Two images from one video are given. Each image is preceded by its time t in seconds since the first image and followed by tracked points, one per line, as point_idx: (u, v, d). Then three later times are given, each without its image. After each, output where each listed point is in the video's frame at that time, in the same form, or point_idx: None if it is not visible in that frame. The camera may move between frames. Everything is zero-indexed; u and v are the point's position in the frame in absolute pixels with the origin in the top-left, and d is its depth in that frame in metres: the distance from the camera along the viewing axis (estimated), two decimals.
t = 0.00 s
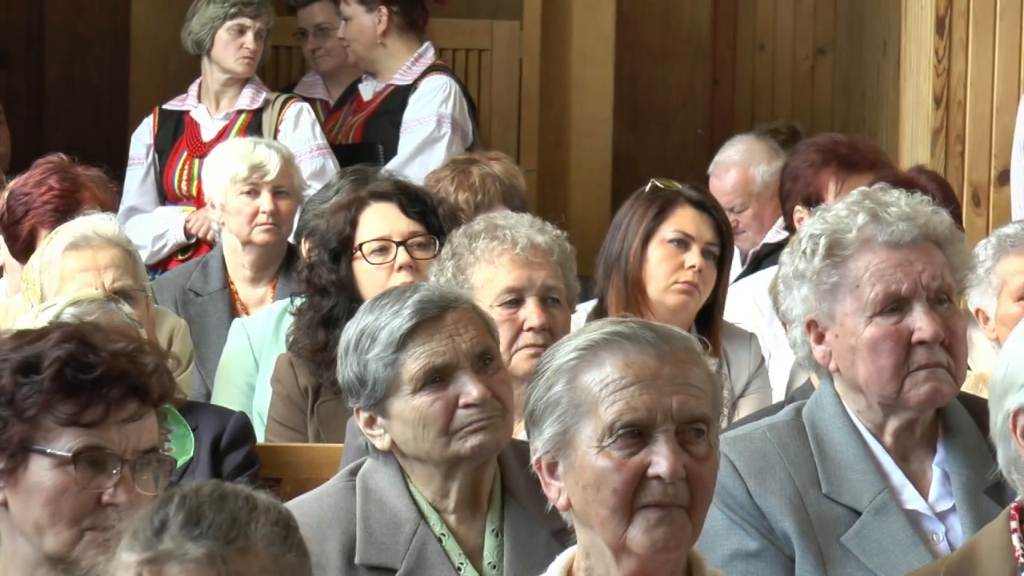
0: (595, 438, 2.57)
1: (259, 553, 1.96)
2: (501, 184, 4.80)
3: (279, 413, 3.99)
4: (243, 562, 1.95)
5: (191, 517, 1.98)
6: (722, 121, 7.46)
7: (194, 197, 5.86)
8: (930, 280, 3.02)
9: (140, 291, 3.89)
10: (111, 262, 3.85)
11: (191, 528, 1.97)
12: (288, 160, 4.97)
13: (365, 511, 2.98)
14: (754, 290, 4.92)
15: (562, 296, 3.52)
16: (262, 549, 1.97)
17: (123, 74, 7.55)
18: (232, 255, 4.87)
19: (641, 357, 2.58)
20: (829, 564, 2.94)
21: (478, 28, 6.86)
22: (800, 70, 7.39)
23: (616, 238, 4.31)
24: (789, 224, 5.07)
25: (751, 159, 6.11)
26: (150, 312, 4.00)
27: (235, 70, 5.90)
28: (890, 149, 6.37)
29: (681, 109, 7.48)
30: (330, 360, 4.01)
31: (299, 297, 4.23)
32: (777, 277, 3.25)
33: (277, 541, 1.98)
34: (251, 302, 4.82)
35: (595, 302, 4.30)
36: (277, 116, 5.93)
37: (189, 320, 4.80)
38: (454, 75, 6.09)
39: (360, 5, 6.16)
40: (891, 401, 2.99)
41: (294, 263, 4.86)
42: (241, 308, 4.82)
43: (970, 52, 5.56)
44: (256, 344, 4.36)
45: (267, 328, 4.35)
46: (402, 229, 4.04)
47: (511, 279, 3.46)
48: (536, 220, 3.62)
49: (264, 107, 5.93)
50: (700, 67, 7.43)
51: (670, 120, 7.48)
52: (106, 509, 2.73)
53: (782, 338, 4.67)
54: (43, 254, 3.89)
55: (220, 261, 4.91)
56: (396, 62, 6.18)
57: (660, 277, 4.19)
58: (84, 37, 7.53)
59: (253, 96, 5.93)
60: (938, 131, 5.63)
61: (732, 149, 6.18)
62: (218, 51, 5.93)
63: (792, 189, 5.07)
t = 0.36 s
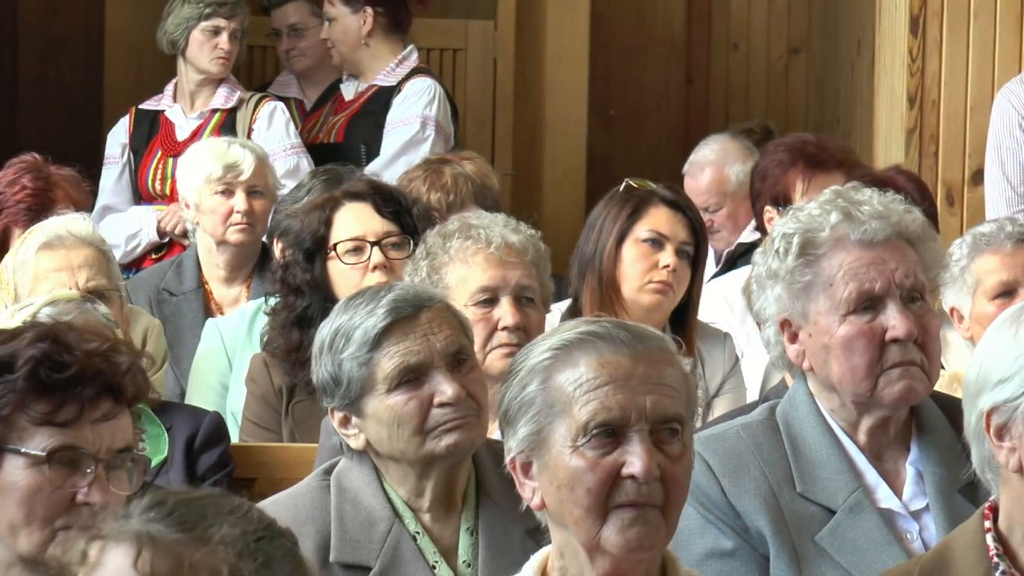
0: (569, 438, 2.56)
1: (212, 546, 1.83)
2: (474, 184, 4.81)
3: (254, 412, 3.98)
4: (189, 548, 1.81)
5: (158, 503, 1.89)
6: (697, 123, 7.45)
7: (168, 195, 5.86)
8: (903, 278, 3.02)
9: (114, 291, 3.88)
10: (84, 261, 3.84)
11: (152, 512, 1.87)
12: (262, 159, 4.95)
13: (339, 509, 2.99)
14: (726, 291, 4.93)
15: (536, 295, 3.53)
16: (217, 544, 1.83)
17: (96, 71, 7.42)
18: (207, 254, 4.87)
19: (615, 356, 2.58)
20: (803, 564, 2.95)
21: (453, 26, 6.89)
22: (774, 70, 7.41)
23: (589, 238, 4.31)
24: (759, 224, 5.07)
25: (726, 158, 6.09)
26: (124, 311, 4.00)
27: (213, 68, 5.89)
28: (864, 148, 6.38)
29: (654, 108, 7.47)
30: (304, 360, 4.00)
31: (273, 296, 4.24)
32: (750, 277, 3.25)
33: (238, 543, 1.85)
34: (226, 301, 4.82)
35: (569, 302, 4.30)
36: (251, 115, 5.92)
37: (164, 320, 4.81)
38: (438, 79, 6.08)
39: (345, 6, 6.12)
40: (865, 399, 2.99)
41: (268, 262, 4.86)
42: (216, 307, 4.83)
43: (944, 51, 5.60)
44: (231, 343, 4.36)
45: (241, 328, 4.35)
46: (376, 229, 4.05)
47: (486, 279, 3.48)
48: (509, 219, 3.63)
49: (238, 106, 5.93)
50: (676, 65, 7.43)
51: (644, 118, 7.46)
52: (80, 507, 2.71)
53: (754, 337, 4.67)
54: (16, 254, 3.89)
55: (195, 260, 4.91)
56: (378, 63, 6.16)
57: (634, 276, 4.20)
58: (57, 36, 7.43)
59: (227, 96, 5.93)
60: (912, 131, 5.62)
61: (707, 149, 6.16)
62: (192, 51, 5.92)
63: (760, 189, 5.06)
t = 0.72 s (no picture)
0: (551, 438, 2.56)
1: (210, 546, 1.90)
2: (457, 184, 4.81)
3: (234, 412, 3.97)
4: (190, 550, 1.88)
5: (148, 503, 1.94)
6: (678, 122, 7.46)
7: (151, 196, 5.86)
8: (885, 277, 3.03)
9: (95, 291, 3.87)
10: (65, 261, 3.84)
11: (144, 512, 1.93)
12: (243, 159, 4.95)
13: (320, 508, 2.98)
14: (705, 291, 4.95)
15: (518, 295, 3.53)
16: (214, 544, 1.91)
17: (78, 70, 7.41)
18: (187, 254, 4.85)
19: (598, 357, 2.58)
20: (784, 563, 2.95)
21: (434, 25, 6.90)
22: (755, 69, 7.40)
23: (571, 237, 4.31)
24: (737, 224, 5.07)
25: (707, 158, 6.08)
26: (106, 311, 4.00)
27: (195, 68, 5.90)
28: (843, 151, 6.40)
29: (637, 107, 7.50)
30: (286, 360, 4.01)
31: (254, 295, 4.23)
32: (731, 278, 3.26)
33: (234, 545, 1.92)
34: (207, 300, 4.82)
35: (551, 301, 4.30)
36: (234, 115, 5.89)
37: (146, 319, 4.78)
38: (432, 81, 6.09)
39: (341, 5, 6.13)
40: (848, 398, 2.99)
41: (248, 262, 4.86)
42: (196, 306, 4.82)
43: (925, 52, 5.70)
44: (210, 343, 4.35)
45: (221, 328, 4.34)
46: (357, 229, 4.04)
47: (468, 278, 3.48)
48: (491, 219, 3.63)
49: (222, 106, 5.91)
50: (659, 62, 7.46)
51: (624, 113, 7.50)
52: (61, 507, 2.70)
53: (733, 336, 4.68)
54: None
55: (176, 260, 4.90)
56: (373, 63, 6.17)
57: (615, 276, 4.20)
58: (39, 36, 7.42)
59: (211, 96, 5.92)
60: (894, 130, 5.73)
61: (688, 149, 6.16)
62: (176, 50, 5.92)
63: (737, 189, 5.05)
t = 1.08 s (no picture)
0: (535, 437, 2.55)
1: (202, 549, 1.98)
2: (443, 183, 4.81)
3: (221, 414, 3.94)
4: (182, 555, 1.96)
5: (133, 509, 1.99)
6: (661, 123, 7.55)
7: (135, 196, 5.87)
8: (869, 277, 3.03)
9: (80, 290, 3.89)
10: (50, 261, 3.84)
11: (133, 519, 1.98)
12: (228, 158, 4.96)
13: (305, 507, 2.98)
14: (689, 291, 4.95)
15: (502, 295, 3.53)
16: (204, 546, 1.98)
17: (67, 69, 7.42)
18: (172, 253, 4.86)
19: (582, 356, 2.58)
20: (769, 562, 2.95)
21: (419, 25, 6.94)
22: (739, 69, 7.49)
23: (556, 236, 4.31)
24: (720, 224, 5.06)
25: (692, 158, 6.07)
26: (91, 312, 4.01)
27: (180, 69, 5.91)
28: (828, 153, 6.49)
29: (620, 107, 7.59)
30: (271, 359, 4.01)
31: (238, 295, 4.24)
32: (713, 278, 3.25)
33: (221, 541, 2.00)
34: (191, 299, 4.82)
35: (535, 300, 4.30)
36: (217, 115, 5.95)
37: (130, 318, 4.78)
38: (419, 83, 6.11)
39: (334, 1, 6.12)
40: (836, 399, 2.99)
41: (232, 262, 4.87)
42: (181, 306, 4.81)
43: (910, 51, 5.77)
44: (194, 344, 4.36)
45: (205, 328, 4.35)
46: (342, 229, 4.04)
47: (453, 277, 3.48)
48: (475, 218, 3.65)
49: (204, 106, 5.95)
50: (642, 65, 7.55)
51: (612, 117, 7.60)
52: (45, 507, 2.66)
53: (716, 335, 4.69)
54: None
55: (160, 259, 4.91)
56: (360, 62, 6.18)
57: (599, 275, 4.20)
58: (23, 35, 7.45)
59: (194, 96, 5.95)
60: (879, 130, 5.82)
61: (672, 148, 6.16)
62: (157, 50, 5.92)
63: (720, 188, 5.03)
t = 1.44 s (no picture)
0: (510, 437, 2.54)
1: (176, 550, 1.99)
2: (419, 182, 4.81)
3: (195, 412, 3.99)
4: (156, 557, 1.97)
5: (107, 512, 2.00)
6: (638, 119, 7.52)
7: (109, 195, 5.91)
8: (844, 276, 3.03)
9: (55, 290, 3.90)
10: (25, 261, 3.85)
11: (107, 523, 1.99)
12: (203, 158, 4.97)
13: (280, 507, 2.99)
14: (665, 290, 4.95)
15: (476, 294, 3.55)
16: (178, 547, 1.99)
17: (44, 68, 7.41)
18: (148, 253, 4.87)
19: (556, 356, 2.56)
20: (744, 561, 2.95)
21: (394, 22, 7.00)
22: (714, 67, 7.49)
23: (531, 236, 4.32)
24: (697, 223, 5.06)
25: (666, 156, 6.03)
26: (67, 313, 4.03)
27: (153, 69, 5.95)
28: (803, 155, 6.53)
29: (596, 105, 7.58)
30: (245, 359, 4.04)
31: (213, 294, 4.25)
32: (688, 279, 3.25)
33: (195, 541, 2.02)
34: (167, 299, 4.83)
35: (510, 300, 4.30)
36: (191, 114, 5.98)
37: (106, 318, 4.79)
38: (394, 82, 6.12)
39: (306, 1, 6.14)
40: (810, 397, 2.99)
41: (208, 262, 4.87)
42: (157, 306, 4.82)
43: (885, 52, 5.79)
44: (170, 343, 4.36)
45: (181, 328, 4.36)
46: (317, 228, 4.05)
47: (427, 276, 3.49)
48: (450, 218, 3.66)
49: (178, 105, 5.99)
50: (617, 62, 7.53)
51: (586, 116, 7.59)
52: (18, 506, 2.66)
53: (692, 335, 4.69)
54: None
55: (136, 259, 4.91)
56: (330, 65, 6.19)
57: (574, 275, 4.20)
58: None
59: (167, 94, 5.99)
60: (854, 128, 5.84)
61: (648, 146, 6.12)
62: (129, 49, 5.95)
63: (695, 188, 5.04)
